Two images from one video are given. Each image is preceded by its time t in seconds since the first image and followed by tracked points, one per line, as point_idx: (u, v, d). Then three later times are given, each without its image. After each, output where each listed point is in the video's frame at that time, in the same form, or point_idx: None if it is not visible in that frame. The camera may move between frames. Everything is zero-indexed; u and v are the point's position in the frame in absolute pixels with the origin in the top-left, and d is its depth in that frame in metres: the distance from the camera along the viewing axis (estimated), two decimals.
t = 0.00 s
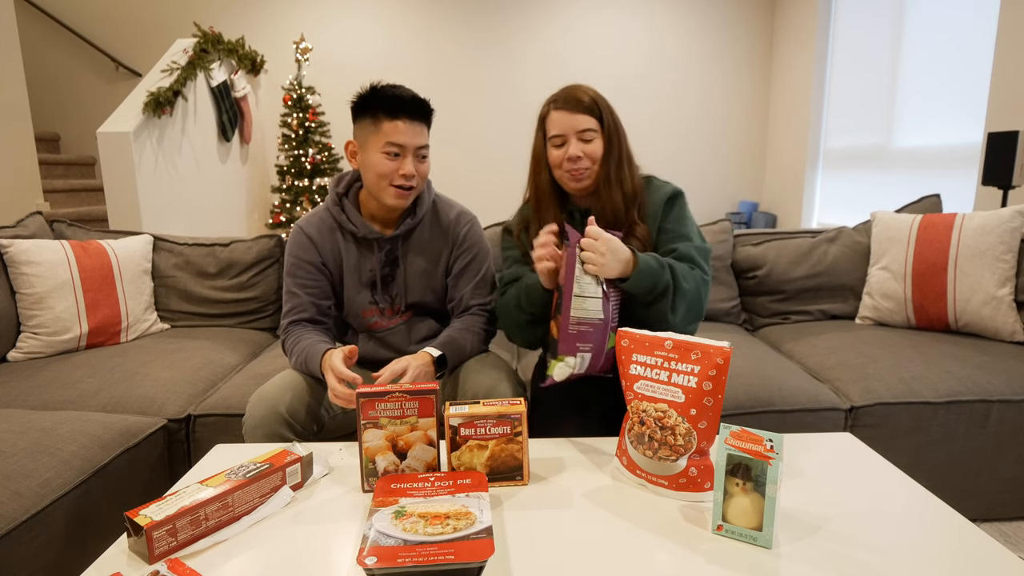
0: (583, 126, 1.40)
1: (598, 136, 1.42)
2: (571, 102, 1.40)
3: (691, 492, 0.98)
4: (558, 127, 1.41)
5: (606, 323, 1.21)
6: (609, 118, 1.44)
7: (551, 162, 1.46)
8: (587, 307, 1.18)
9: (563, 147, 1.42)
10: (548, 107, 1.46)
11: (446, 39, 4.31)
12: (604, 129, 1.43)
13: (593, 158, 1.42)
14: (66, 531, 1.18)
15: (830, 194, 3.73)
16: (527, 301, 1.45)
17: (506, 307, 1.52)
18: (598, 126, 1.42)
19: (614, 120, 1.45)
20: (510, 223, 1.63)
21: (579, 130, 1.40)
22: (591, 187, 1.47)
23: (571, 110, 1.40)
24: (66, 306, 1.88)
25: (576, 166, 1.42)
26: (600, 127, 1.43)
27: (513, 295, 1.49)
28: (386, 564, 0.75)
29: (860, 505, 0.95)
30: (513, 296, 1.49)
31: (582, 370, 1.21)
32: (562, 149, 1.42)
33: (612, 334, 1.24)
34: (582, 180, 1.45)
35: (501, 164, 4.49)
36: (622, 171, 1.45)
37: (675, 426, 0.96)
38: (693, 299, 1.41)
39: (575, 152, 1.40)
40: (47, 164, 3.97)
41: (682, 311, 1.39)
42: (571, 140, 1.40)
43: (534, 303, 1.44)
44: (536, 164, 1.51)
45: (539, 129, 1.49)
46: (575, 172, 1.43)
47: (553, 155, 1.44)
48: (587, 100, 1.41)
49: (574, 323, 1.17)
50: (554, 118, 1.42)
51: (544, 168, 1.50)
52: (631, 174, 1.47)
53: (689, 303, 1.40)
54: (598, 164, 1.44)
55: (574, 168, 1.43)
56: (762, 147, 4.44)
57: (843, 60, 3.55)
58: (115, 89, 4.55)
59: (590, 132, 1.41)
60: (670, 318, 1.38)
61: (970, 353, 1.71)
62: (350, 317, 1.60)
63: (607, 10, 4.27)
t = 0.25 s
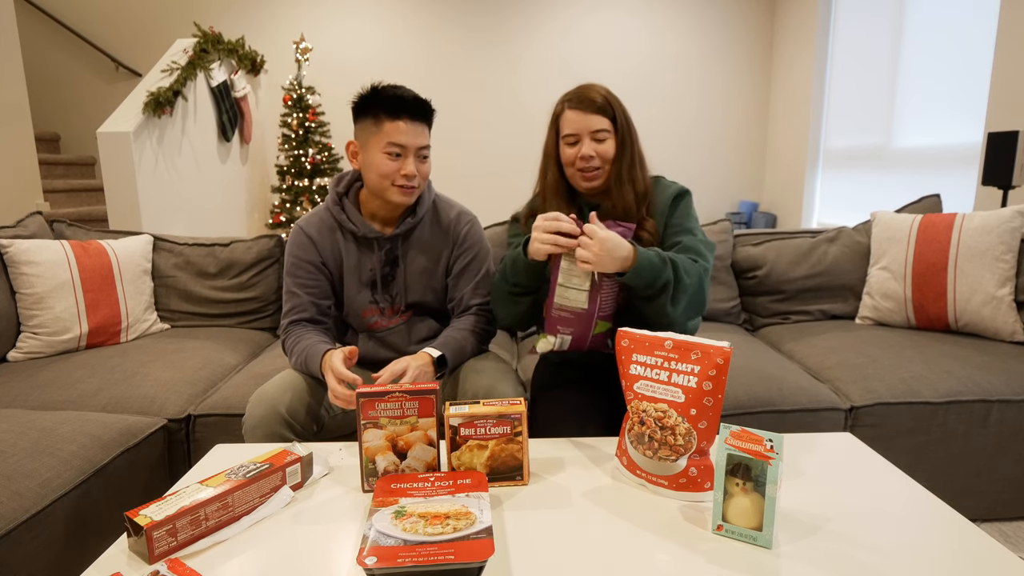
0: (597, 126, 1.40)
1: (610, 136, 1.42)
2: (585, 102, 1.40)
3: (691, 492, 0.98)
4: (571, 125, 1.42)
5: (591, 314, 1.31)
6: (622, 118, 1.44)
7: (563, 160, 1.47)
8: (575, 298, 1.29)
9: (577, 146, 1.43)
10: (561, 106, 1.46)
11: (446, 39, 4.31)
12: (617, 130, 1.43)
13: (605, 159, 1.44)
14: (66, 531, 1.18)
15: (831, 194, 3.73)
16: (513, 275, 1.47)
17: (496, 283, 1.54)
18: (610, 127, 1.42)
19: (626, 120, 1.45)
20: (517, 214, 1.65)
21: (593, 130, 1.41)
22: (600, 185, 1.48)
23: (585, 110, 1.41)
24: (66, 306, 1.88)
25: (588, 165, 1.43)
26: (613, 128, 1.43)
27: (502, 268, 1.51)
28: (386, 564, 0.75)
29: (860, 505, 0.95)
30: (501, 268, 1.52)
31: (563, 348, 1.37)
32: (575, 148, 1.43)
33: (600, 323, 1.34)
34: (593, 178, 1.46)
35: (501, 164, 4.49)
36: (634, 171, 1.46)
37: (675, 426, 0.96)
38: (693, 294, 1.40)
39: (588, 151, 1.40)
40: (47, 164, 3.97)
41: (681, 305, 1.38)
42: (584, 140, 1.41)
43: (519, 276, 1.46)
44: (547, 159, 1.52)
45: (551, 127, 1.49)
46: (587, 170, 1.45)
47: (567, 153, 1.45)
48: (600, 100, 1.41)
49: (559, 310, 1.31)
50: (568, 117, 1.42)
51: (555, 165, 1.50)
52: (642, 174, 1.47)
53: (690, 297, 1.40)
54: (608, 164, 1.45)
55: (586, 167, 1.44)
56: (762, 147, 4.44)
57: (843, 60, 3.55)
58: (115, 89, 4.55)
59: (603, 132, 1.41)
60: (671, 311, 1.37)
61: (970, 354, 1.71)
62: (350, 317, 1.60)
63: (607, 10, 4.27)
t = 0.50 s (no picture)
0: (606, 131, 1.40)
1: (618, 141, 1.43)
2: (593, 105, 1.40)
3: (691, 492, 0.98)
4: (581, 128, 1.41)
5: (579, 300, 1.29)
6: (628, 121, 1.45)
7: (570, 162, 1.47)
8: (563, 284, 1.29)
9: (584, 149, 1.42)
10: (569, 108, 1.46)
11: (445, 39, 4.31)
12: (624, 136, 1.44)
13: (612, 163, 1.44)
14: (66, 531, 1.18)
15: (831, 194, 3.73)
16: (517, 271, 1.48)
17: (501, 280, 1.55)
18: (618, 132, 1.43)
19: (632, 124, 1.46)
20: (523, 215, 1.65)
21: (601, 135, 1.40)
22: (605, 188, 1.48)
23: (594, 114, 1.40)
24: (66, 306, 1.89)
25: (595, 168, 1.43)
26: (620, 133, 1.44)
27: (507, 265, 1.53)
28: (386, 564, 0.75)
29: (860, 505, 0.95)
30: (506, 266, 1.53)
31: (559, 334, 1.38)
32: (583, 150, 1.42)
33: (590, 312, 1.30)
34: (599, 182, 1.47)
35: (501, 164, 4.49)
36: (639, 176, 1.47)
37: (675, 426, 0.96)
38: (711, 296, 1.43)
39: (596, 155, 1.40)
40: (47, 163, 3.97)
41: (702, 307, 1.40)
42: (592, 144, 1.41)
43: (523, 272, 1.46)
44: (554, 162, 1.52)
45: (559, 127, 1.49)
46: (593, 172, 1.45)
47: (574, 155, 1.44)
48: (608, 104, 1.41)
49: (551, 294, 1.32)
50: (576, 120, 1.42)
51: (562, 167, 1.50)
52: (648, 178, 1.48)
53: (709, 301, 1.42)
54: (614, 168, 1.45)
55: (593, 170, 1.44)
56: (761, 147, 4.45)
57: (843, 60, 3.55)
58: (115, 89, 4.55)
59: (611, 137, 1.41)
60: (693, 313, 1.39)
61: (970, 354, 1.71)
62: (351, 317, 1.60)
63: (607, 10, 4.26)
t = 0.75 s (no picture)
0: (614, 132, 1.41)
1: (625, 143, 1.43)
2: (600, 105, 1.40)
3: (691, 492, 0.98)
4: (588, 129, 1.41)
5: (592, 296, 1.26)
6: (635, 121, 1.45)
7: (577, 163, 1.47)
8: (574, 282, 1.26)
9: (592, 150, 1.43)
10: (576, 108, 1.46)
11: (445, 39, 4.30)
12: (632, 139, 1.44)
13: (618, 164, 1.44)
14: (66, 531, 1.18)
15: (831, 194, 3.73)
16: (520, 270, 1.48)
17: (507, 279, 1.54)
18: (625, 133, 1.43)
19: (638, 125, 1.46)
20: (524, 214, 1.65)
21: (610, 137, 1.41)
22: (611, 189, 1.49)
23: (602, 114, 1.40)
24: (66, 306, 1.89)
25: (603, 169, 1.43)
26: (628, 134, 1.44)
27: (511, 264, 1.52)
28: (386, 563, 0.75)
29: (860, 505, 0.95)
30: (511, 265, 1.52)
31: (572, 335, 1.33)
32: (590, 151, 1.42)
33: (603, 310, 1.27)
34: (604, 183, 1.47)
35: (501, 164, 4.49)
36: (646, 176, 1.47)
37: (675, 426, 0.96)
38: (706, 294, 1.43)
39: (605, 157, 1.41)
40: (47, 163, 3.97)
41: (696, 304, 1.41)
42: (601, 144, 1.41)
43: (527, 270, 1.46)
44: (561, 161, 1.51)
45: (565, 127, 1.49)
46: (599, 173, 1.45)
47: (581, 156, 1.44)
48: (615, 104, 1.41)
49: (562, 294, 1.30)
50: (584, 121, 1.42)
51: (568, 167, 1.50)
52: (654, 180, 1.48)
53: (704, 296, 1.43)
54: (621, 169, 1.46)
55: (600, 171, 1.45)
56: (761, 147, 4.45)
57: (843, 60, 3.56)
58: (115, 89, 4.55)
59: (619, 139, 1.42)
60: (687, 307, 1.40)
61: (970, 354, 1.71)
62: (351, 317, 1.60)
63: (607, 10, 4.26)
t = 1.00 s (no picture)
0: (618, 133, 1.41)
1: (629, 144, 1.43)
2: (604, 105, 1.40)
3: (691, 492, 0.98)
4: (593, 129, 1.41)
5: (601, 294, 1.28)
6: (638, 122, 1.45)
7: (580, 163, 1.46)
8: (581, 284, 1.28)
9: (596, 150, 1.42)
10: (579, 108, 1.46)
11: (445, 39, 4.30)
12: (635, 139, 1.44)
13: (622, 165, 1.44)
14: (66, 531, 1.18)
15: (831, 194, 3.73)
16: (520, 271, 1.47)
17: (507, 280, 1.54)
18: (629, 133, 1.43)
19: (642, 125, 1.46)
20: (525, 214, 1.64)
21: (614, 137, 1.41)
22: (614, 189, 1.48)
23: (607, 115, 1.40)
24: (66, 306, 1.89)
25: (606, 169, 1.43)
26: (631, 135, 1.44)
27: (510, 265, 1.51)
28: (386, 564, 0.75)
29: (860, 505, 0.95)
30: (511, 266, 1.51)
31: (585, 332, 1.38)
32: (594, 151, 1.42)
33: (614, 306, 1.30)
34: (608, 184, 1.47)
35: (501, 164, 4.49)
36: (649, 178, 1.47)
37: (675, 426, 0.96)
38: (704, 294, 1.44)
39: (608, 157, 1.40)
40: (47, 163, 3.97)
41: (693, 303, 1.41)
42: (605, 144, 1.41)
43: (527, 271, 1.45)
44: (564, 161, 1.51)
45: (568, 126, 1.49)
46: (603, 174, 1.45)
47: (585, 156, 1.44)
48: (619, 104, 1.42)
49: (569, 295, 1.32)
50: (588, 121, 1.41)
51: (572, 167, 1.49)
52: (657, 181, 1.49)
53: (700, 296, 1.43)
54: (624, 170, 1.46)
55: (603, 171, 1.44)
56: (761, 147, 4.45)
57: (843, 60, 3.55)
58: (115, 89, 4.55)
59: (623, 139, 1.42)
60: (682, 306, 1.40)
61: (970, 354, 1.71)
62: (351, 317, 1.60)
63: (607, 10, 4.26)
